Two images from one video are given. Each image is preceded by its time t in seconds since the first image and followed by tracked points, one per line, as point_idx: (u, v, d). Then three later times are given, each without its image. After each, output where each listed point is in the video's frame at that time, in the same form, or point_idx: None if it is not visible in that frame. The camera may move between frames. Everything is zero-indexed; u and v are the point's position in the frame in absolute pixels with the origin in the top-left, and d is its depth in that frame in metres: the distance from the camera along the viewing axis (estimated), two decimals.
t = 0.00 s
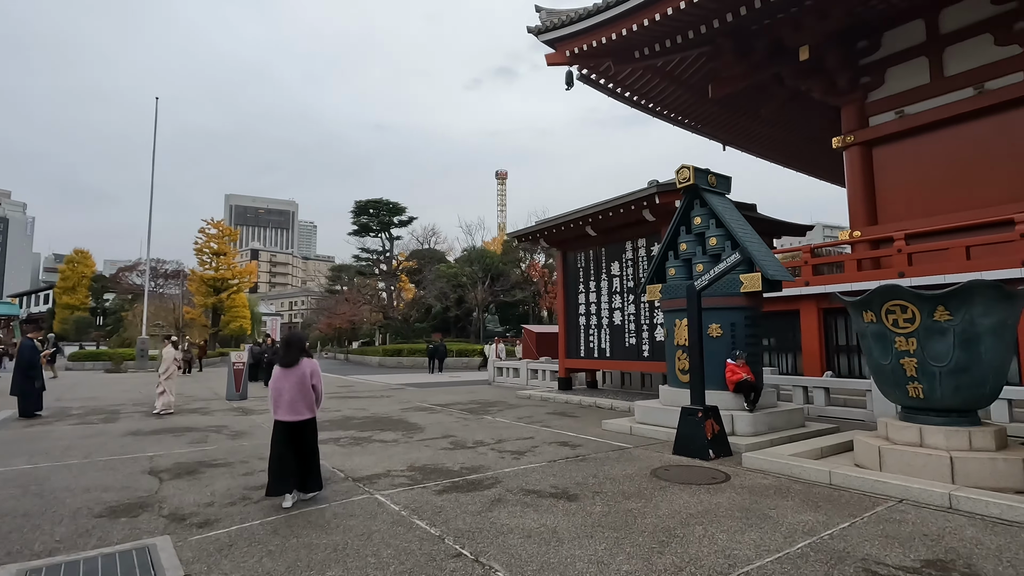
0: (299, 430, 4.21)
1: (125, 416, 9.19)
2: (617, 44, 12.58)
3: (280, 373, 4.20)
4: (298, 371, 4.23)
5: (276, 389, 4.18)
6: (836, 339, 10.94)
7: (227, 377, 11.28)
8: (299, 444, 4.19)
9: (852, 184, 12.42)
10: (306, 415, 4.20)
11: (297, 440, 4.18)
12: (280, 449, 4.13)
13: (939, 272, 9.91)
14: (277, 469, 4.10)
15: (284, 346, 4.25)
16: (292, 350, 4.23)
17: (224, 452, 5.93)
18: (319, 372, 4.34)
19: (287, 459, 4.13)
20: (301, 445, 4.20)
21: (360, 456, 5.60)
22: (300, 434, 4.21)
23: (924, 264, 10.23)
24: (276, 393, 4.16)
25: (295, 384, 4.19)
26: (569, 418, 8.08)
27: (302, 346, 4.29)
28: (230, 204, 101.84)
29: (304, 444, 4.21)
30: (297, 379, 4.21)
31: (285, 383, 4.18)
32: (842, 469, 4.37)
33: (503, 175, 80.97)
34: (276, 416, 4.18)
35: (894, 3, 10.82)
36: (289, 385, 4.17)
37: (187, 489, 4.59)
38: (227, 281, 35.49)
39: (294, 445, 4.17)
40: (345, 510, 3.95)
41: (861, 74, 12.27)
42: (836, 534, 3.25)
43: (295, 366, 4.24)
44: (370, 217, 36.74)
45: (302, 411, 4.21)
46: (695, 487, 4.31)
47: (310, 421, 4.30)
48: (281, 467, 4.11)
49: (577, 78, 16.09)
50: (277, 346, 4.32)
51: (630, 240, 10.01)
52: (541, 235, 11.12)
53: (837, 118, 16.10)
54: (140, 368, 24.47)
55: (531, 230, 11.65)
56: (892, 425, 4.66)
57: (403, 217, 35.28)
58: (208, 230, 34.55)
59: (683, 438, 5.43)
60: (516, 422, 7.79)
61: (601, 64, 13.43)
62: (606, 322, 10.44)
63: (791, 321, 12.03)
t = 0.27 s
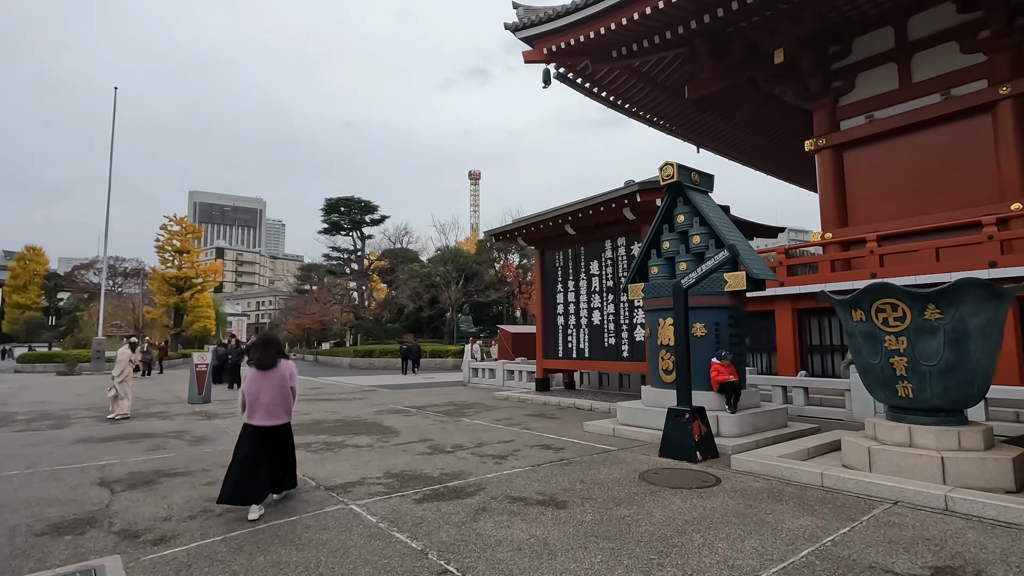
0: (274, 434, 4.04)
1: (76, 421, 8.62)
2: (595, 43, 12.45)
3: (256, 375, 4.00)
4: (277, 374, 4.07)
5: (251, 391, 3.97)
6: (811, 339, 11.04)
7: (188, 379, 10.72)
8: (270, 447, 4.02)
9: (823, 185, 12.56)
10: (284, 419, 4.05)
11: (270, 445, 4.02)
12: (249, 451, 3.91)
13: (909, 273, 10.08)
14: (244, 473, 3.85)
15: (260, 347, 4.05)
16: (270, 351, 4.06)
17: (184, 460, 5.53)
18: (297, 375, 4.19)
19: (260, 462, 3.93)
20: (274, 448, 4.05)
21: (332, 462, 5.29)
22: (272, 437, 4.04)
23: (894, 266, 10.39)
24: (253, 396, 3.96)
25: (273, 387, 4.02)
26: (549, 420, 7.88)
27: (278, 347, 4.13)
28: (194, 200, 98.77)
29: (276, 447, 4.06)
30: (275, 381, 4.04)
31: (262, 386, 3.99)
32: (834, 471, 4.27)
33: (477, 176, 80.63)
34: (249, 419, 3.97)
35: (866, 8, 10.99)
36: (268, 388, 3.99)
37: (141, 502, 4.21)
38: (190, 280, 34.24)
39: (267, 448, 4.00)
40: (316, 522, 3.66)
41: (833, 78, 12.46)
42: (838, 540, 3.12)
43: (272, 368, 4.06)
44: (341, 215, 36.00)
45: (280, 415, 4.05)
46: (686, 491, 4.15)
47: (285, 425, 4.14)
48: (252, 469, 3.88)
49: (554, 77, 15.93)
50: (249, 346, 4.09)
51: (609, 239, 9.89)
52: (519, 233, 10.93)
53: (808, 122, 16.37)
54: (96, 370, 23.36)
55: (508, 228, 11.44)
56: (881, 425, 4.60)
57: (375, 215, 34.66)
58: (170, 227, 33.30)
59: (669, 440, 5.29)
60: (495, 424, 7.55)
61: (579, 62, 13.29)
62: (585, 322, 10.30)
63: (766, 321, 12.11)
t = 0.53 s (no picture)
0: (253, 440, 3.82)
1: (31, 428, 8.07)
2: (578, 40, 12.25)
3: (237, 376, 3.80)
4: (260, 376, 3.87)
5: (232, 393, 3.77)
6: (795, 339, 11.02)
7: (155, 383, 10.20)
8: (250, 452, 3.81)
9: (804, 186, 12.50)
10: (265, 423, 3.84)
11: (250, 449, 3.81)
12: (225, 460, 3.70)
13: (892, 274, 10.11)
14: (217, 481, 3.65)
15: (243, 348, 3.85)
16: (253, 352, 3.86)
17: (145, 470, 5.13)
18: (280, 378, 3.99)
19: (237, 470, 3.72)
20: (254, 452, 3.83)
21: (308, 472, 4.96)
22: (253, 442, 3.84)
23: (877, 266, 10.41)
24: (233, 398, 3.75)
25: (256, 390, 3.82)
26: (535, 423, 7.65)
27: (262, 348, 3.93)
28: (165, 198, 96.11)
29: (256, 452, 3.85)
30: (257, 384, 3.84)
31: (244, 388, 3.79)
32: (836, 476, 4.11)
33: (456, 176, 80.16)
34: (228, 423, 3.76)
35: (848, 10, 11.03)
36: (249, 391, 3.79)
37: (95, 519, 3.84)
38: (159, 279, 33.14)
39: (247, 454, 3.78)
40: (289, 540, 3.35)
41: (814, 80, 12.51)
42: (852, 553, 2.93)
43: (255, 369, 3.86)
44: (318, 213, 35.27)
45: (260, 419, 3.84)
46: (685, 500, 3.94)
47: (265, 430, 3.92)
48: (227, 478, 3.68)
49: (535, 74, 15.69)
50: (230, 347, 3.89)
51: (595, 237, 9.69)
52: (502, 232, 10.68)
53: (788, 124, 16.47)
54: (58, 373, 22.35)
55: (491, 227, 11.17)
56: (880, 428, 4.46)
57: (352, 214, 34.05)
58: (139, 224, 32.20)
59: (663, 444, 5.09)
60: (479, 428, 7.28)
61: (562, 60, 13.06)
62: (569, 323, 10.10)
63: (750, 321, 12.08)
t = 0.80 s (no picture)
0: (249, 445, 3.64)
1: (7, 434, 7.71)
2: (573, 37, 11.99)
3: (233, 378, 3.65)
4: (257, 378, 3.71)
5: (227, 396, 3.63)
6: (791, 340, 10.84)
7: (139, 386, 9.85)
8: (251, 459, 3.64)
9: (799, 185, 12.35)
10: (261, 428, 3.67)
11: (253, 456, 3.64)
12: (223, 463, 3.58)
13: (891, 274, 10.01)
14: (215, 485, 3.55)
15: (240, 349, 3.72)
16: (249, 353, 3.71)
17: (128, 480, 4.85)
18: (279, 381, 3.81)
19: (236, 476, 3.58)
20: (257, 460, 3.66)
21: (301, 481, 4.70)
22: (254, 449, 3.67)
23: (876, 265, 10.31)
24: (228, 401, 3.61)
25: (252, 392, 3.66)
26: (534, 427, 7.44)
27: (261, 350, 3.78)
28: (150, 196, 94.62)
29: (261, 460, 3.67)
30: (254, 386, 3.68)
31: (240, 391, 3.64)
32: (858, 484, 3.94)
33: (445, 175, 79.86)
34: (224, 427, 3.62)
35: (846, 9, 10.94)
36: (244, 393, 3.63)
37: (71, 537, 3.56)
38: (144, 279, 32.51)
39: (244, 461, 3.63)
40: (282, 559, 3.09)
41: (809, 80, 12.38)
42: (890, 570, 2.76)
43: (252, 371, 3.70)
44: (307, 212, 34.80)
45: (257, 423, 3.67)
46: (702, 511, 3.75)
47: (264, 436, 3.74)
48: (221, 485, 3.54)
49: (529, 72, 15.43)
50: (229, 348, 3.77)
51: (593, 236, 9.50)
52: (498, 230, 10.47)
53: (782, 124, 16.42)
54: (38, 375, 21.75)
55: (486, 225, 10.93)
56: (900, 434, 4.30)
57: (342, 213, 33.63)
58: (123, 222, 31.53)
59: (672, 450, 4.90)
60: (477, 432, 7.06)
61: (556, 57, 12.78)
62: (567, 323, 9.90)
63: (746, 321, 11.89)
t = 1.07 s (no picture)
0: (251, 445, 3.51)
1: None
2: (574, 32, 11.76)
3: (235, 376, 3.51)
4: (259, 376, 3.54)
5: (229, 394, 3.50)
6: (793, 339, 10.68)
7: (129, 387, 9.57)
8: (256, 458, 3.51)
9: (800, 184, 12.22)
10: (262, 429, 3.52)
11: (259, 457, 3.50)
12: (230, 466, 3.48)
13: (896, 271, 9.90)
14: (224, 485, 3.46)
15: (245, 346, 3.57)
16: (252, 351, 3.55)
17: (118, 485, 4.60)
18: (284, 380, 3.63)
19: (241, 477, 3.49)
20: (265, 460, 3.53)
21: (301, 485, 4.48)
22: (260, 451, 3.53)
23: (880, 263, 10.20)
24: (230, 399, 3.49)
25: (252, 392, 3.51)
26: (539, 428, 7.25)
27: (265, 347, 3.61)
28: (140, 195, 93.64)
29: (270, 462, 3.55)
30: (256, 385, 3.52)
31: (241, 389, 3.50)
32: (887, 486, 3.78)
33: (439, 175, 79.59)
34: (225, 426, 3.51)
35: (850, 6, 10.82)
36: (244, 392, 3.47)
37: (57, 547, 3.32)
38: (134, 278, 32.03)
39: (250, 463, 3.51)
40: (286, 570, 2.88)
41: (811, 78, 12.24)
42: None
43: (255, 369, 3.54)
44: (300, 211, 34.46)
45: (258, 424, 3.52)
46: (727, 515, 3.57)
47: (267, 435, 3.60)
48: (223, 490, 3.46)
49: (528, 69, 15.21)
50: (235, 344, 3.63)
51: (596, 233, 9.32)
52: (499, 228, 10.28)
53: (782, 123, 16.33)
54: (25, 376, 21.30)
55: (486, 222, 10.70)
56: (926, 434, 4.14)
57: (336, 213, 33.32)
58: (113, 220, 31.04)
59: (687, 452, 4.72)
60: (481, 434, 6.85)
61: (556, 54, 12.51)
62: (569, 322, 9.71)
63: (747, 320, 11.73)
